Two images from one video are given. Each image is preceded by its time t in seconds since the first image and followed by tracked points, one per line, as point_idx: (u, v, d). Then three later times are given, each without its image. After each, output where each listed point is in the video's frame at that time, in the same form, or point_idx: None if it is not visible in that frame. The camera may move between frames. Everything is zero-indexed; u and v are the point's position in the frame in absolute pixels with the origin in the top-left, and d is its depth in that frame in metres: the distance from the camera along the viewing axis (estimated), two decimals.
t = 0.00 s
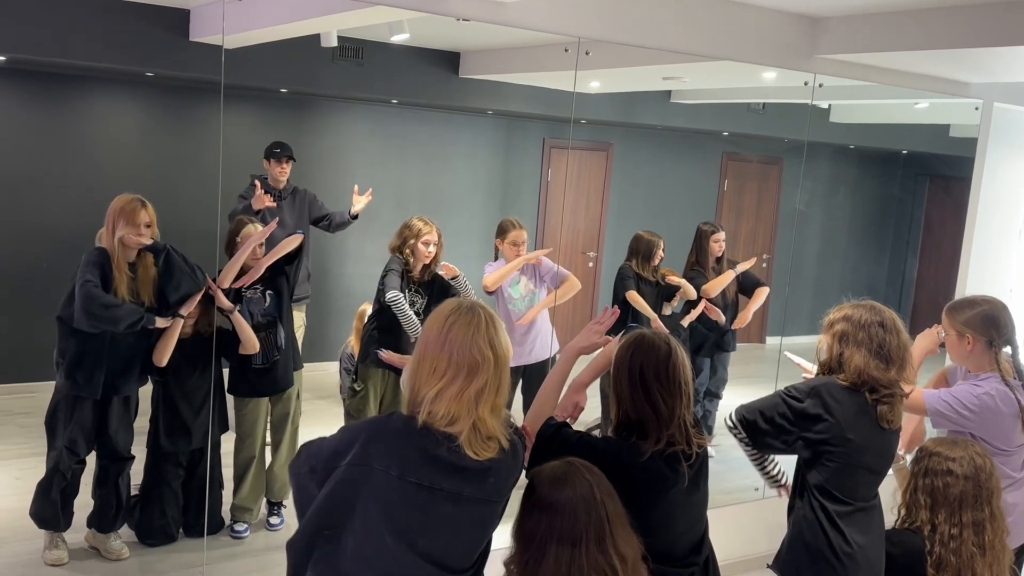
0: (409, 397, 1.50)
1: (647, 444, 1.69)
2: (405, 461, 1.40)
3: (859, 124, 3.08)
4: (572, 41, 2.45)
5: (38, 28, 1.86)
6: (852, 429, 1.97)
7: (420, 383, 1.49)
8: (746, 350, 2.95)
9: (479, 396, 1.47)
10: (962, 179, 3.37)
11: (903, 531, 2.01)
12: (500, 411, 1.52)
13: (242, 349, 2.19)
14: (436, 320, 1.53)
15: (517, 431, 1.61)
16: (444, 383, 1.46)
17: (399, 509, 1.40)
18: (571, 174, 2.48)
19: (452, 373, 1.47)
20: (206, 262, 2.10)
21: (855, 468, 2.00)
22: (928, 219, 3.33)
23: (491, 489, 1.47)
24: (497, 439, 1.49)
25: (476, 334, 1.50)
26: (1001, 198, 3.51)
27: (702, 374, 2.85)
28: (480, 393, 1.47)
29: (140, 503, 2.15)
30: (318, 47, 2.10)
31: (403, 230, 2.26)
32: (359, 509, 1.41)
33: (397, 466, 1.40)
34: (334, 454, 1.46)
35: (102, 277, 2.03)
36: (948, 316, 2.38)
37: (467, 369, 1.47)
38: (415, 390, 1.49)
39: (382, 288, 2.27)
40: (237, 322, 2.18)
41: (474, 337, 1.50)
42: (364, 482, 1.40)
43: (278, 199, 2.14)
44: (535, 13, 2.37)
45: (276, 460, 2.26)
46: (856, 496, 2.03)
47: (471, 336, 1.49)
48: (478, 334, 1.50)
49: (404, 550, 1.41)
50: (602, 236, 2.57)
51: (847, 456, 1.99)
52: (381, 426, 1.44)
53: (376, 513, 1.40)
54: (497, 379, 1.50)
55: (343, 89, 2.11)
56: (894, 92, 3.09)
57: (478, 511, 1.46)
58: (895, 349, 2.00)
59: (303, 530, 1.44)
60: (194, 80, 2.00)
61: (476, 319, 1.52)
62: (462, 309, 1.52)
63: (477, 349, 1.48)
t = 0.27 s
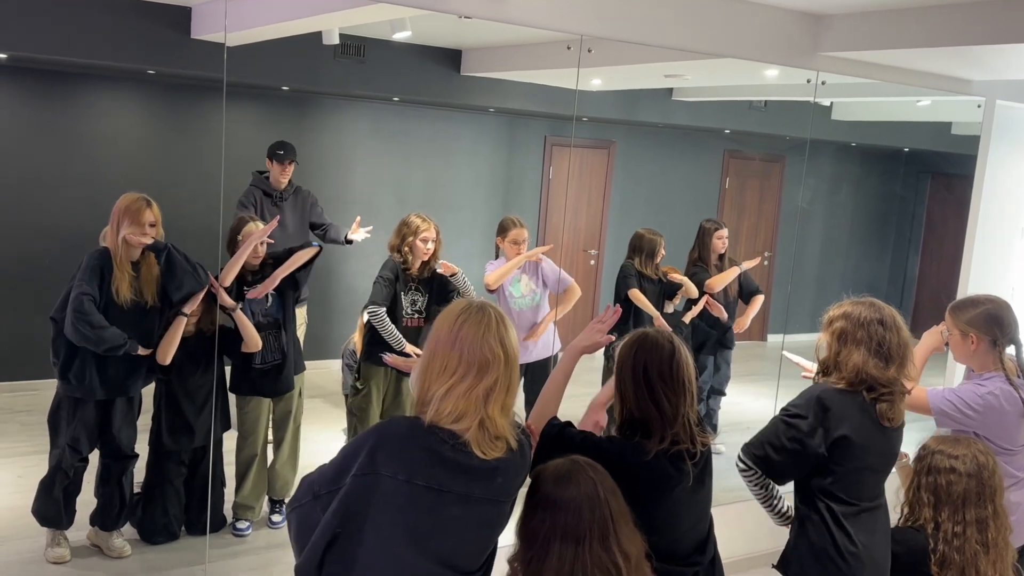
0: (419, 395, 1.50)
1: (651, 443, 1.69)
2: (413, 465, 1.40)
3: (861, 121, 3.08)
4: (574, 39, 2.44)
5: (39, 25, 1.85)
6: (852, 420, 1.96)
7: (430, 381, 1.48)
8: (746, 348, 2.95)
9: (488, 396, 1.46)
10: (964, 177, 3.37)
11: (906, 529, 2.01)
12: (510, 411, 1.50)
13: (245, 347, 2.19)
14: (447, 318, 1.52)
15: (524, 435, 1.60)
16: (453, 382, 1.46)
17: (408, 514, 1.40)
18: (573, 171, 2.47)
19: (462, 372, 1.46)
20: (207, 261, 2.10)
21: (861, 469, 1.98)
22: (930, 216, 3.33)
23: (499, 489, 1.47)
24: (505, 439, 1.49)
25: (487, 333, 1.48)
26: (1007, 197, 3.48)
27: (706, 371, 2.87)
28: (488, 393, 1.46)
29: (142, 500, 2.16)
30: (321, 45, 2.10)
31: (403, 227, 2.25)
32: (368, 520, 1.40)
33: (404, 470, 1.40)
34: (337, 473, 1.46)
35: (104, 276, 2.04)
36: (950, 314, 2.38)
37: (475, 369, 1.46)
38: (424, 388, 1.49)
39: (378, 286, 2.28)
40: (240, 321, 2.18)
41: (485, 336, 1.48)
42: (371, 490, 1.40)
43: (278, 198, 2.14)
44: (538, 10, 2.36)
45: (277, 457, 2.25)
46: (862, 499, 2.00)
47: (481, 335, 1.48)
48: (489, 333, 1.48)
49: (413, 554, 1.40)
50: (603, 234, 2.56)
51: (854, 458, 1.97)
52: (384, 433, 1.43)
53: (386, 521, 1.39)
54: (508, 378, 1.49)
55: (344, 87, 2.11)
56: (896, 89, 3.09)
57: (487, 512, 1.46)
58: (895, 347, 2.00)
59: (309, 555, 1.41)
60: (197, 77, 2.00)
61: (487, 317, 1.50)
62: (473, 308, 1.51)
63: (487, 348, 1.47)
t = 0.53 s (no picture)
0: (430, 396, 1.49)
1: (654, 442, 1.68)
2: (424, 467, 1.40)
3: (863, 119, 3.08)
4: (577, 36, 2.44)
5: (42, 23, 1.86)
6: (848, 434, 1.93)
7: (442, 382, 1.47)
8: (748, 346, 2.94)
9: (501, 398, 1.46)
10: (967, 175, 3.35)
11: (910, 527, 2.01)
12: (521, 413, 1.50)
13: (247, 345, 2.19)
14: (458, 320, 1.50)
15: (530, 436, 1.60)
16: (466, 385, 1.45)
17: (420, 517, 1.40)
18: (575, 169, 2.47)
19: (475, 376, 1.45)
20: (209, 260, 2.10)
21: (864, 480, 1.95)
22: (932, 214, 3.33)
23: (509, 490, 1.47)
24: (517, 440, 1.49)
25: (500, 336, 1.47)
26: (1012, 195, 3.46)
27: (709, 369, 2.88)
28: (501, 396, 1.45)
29: (144, 498, 2.16)
30: (321, 43, 2.08)
31: (385, 225, 2.23)
32: (381, 524, 1.40)
33: (415, 473, 1.40)
34: (345, 478, 1.45)
35: (107, 275, 2.04)
36: (973, 303, 2.38)
37: (489, 372, 1.45)
38: (436, 390, 1.48)
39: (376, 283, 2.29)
40: (241, 321, 2.17)
41: (499, 339, 1.47)
42: (383, 494, 1.39)
43: (280, 196, 2.14)
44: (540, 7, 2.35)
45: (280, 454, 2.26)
46: (866, 511, 1.96)
47: (494, 338, 1.47)
48: (502, 336, 1.47)
49: (426, 557, 1.40)
50: (605, 233, 2.56)
51: (855, 468, 1.94)
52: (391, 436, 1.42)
53: (398, 523, 1.39)
54: (520, 380, 1.48)
55: (346, 85, 2.11)
56: (899, 87, 3.09)
57: (497, 513, 1.46)
58: (881, 348, 1.96)
59: (320, 561, 1.40)
60: (199, 75, 2.00)
61: (499, 320, 1.49)
62: (485, 310, 1.49)
63: (501, 352, 1.46)
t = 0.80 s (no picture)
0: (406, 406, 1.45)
1: (660, 438, 1.69)
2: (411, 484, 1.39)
3: (865, 116, 3.07)
4: (579, 33, 2.45)
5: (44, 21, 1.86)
6: (859, 450, 1.93)
7: (418, 392, 1.44)
8: (751, 343, 2.94)
9: (481, 403, 1.43)
10: (969, 172, 3.35)
11: (909, 526, 2.00)
12: (501, 414, 1.48)
13: (249, 342, 2.21)
14: (433, 323, 1.45)
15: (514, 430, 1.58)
16: (443, 394, 1.42)
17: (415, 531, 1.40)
18: (577, 165, 2.48)
19: (452, 384, 1.42)
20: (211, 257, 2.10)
21: (870, 489, 1.97)
22: (934, 211, 3.32)
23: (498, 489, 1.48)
24: (499, 441, 1.48)
25: (477, 339, 1.44)
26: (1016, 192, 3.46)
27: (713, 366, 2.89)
28: (480, 401, 1.43)
29: (147, 496, 2.16)
30: (323, 41, 2.08)
31: (369, 224, 2.23)
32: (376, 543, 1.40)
33: (403, 492, 1.39)
34: (332, 504, 1.43)
35: (95, 275, 2.03)
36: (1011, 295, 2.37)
37: (467, 378, 1.42)
38: (412, 399, 1.44)
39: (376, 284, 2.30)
40: (241, 317, 2.18)
41: (476, 342, 1.44)
42: (372, 517, 1.39)
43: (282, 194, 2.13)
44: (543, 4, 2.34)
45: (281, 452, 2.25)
46: (872, 517, 1.98)
47: (470, 343, 1.43)
48: (479, 339, 1.44)
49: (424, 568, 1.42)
50: (607, 229, 2.59)
51: (862, 478, 1.95)
52: (372, 459, 1.40)
53: (393, 540, 1.40)
54: (499, 382, 1.46)
55: (347, 83, 2.10)
56: (900, 84, 3.08)
57: (488, 513, 1.48)
58: (875, 352, 1.97)
59: None
60: (201, 73, 2.01)
61: (476, 322, 1.45)
62: (461, 312, 1.45)
63: (479, 356, 1.43)
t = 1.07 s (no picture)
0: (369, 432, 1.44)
1: (680, 433, 1.70)
2: (392, 517, 1.39)
3: (867, 113, 3.07)
4: (581, 30, 2.44)
5: (46, 20, 1.87)
6: (862, 447, 1.93)
7: (378, 416, 1.42)
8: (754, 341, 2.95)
9: (443, 418, 1.42)
10: (971, 169, 3.35)
11: (910, 522, 2.03)
12: (469, 423, 1.47)
13: (253, 340, 2.21)
14: (386, 340, 1.44)
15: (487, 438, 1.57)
16: (403, 414, 1.40)
17: (405, 561, 1.41)
18: (579, 164, 2.48)
19: (410, 403, 1.41)
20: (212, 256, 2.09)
21: (872, 487, 1.97)
22: (936, 208, 3.31)
23: (482, 500, 1.50)
24: (471, 452, 1.46)
25: (431, 353, 1.42)
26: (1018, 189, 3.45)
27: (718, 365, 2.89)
28: (442, 415, 1.42)
29: (148, 494, 2.17)
30: (326, 39, 2.09)
31: (364, 216, 2.21)
32: None
33: (387, 526, 1.39)
34: (319, 550, 1.43)
35: (77, 282, 2.02)
36: None
37: (425, 394, 1.41)
38: (373, 425, 1.43)
39: (376, 284, 2.29)
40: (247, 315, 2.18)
41: (430, 355, 1.42)
42: (359, 557, 1.38)
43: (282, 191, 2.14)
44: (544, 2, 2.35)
45: (285, 451, 2.27)
46: (873, 516, 1.98)
47: (424, 358, 1.42)
48: (434, 353, 1.43)
49: None
50: (608, 227, 2.60)
51: (863, 475, 1.95)
52: (348, 500, 1.39)
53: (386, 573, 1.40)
54: (460, 393, 1.44)
55: (349, 81, 2.11)
56: (902, 81, 3.08)
57: (475, 528, 1.50)
58: (885, 349, 1.96)
59: None
60: (203, 71, 2.01)
61: (428, 336, 1.44)
62: (412, 327, 1.44)
63: (435, 369, 1.42)
